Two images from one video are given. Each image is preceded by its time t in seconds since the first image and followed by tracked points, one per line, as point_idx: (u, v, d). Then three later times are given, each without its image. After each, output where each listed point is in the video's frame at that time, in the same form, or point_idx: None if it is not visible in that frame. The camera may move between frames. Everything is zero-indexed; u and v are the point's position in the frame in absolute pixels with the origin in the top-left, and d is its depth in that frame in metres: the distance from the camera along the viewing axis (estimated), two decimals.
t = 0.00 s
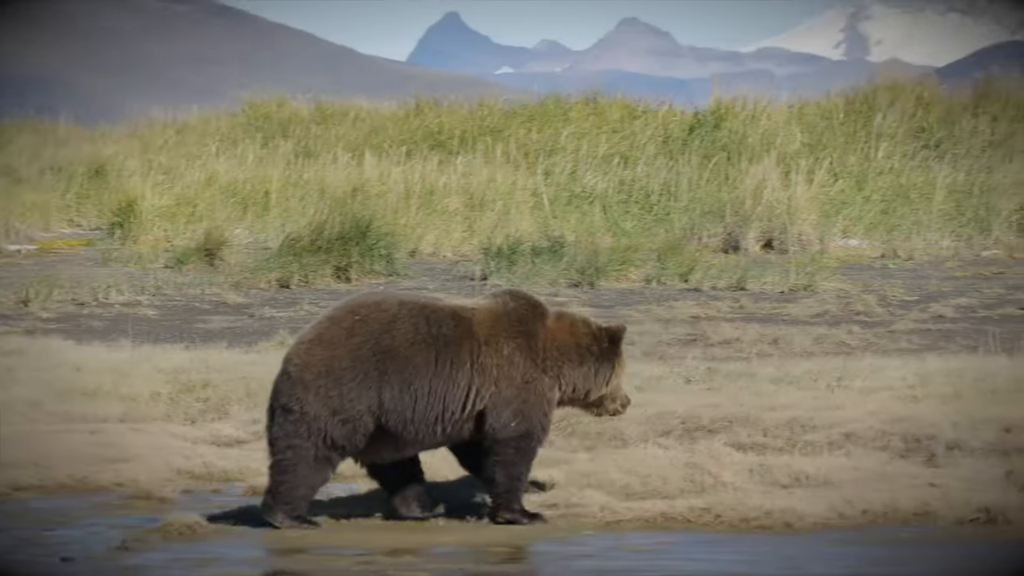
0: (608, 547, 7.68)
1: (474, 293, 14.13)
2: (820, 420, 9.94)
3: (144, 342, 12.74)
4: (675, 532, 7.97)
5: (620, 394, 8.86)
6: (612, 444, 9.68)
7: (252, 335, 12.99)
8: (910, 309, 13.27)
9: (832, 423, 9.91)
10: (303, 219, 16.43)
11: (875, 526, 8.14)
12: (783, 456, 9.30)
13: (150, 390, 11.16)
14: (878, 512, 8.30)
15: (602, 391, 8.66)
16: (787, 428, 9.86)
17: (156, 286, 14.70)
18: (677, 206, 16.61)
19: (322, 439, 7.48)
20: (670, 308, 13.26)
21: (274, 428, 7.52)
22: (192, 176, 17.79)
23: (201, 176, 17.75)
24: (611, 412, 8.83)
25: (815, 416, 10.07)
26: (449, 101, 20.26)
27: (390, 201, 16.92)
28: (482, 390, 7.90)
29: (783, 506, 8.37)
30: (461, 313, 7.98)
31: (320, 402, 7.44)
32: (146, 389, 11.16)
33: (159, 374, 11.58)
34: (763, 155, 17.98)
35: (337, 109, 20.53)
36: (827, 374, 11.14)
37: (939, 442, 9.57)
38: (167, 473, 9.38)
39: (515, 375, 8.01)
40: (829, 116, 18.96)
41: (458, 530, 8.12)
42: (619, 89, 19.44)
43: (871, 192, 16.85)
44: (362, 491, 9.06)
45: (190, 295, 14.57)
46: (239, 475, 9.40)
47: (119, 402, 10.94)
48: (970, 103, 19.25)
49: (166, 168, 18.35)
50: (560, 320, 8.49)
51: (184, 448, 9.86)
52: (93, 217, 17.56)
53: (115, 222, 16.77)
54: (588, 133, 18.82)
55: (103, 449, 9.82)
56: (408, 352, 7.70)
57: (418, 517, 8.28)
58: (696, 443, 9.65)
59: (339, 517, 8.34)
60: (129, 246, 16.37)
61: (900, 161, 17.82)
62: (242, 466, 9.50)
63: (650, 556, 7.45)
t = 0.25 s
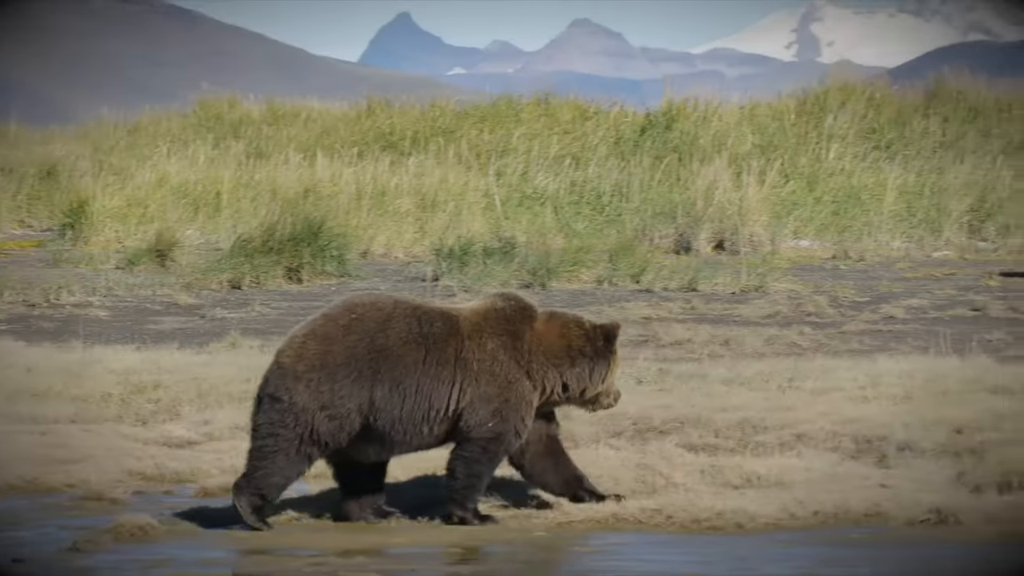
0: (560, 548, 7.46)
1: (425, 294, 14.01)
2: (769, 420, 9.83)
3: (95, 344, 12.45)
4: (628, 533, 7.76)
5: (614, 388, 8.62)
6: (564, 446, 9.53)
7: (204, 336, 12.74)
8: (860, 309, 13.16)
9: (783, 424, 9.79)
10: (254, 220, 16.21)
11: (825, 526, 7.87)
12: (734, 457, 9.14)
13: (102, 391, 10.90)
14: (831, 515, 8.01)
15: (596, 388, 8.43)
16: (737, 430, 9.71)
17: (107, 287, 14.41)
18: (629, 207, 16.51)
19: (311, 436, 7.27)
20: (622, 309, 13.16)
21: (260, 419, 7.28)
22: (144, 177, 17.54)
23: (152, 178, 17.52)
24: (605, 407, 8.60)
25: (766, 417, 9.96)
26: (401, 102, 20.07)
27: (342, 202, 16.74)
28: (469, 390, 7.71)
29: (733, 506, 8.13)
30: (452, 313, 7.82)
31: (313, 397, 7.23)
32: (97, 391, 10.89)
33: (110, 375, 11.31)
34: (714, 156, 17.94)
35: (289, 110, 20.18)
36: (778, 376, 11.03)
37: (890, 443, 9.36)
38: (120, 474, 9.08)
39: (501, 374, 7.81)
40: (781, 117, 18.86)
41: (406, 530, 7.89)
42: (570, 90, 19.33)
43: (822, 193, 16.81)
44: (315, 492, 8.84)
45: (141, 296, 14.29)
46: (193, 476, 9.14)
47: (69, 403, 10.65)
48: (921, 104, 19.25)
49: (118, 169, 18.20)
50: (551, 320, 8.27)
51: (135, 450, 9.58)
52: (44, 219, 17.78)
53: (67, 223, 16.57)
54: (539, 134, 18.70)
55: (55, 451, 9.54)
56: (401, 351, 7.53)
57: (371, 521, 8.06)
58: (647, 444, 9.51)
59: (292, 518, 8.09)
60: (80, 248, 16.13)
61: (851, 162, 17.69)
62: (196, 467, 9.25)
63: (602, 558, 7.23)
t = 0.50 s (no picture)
0: (501, 549, 7.24)
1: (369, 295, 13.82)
2: (713, 420, 9.65)
3: (37, 344, 12.08)
4: (572, 533, 7.54)
5: (615, 392, 8.12)
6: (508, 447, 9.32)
7: (148, 336, 12.41)
8: (803, 309, 13.01)
9: (726, 424, 9.59)
10: (198, 221, 15.89)
11: (767, 526, 7.68)
12: (678, 457, 8.97)
13: (45, 392, 10.53)
14: (775, 512, 7.87)
15: (593, 392, 7.97)
16: (681, 430, 9.52)
17: (50, 287, 14.04)
18: (573, 208, 16.34)
19: (325, 425, 7.07)
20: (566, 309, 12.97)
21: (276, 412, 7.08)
22: (87, 178, 17.23)
23: (95, 179, 17.20)
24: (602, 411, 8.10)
25: (710, 417, 9.76)
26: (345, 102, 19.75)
27: (286, 202, 16.46)
28: (446, 389, 7.31)
29: (677, 506, 7.91)
30: (443, 313, 7.49)
31: (325, 385, 7.05)
32: (40, 391, 10.53)
33: (54, 375, 10.95)
34: (658, 156, 17.85)
35: (233, 110, 19.47)
36: (721, 376, 10.84)
37: (834, 442, 9.20)
38: (63, 474, 8.71)
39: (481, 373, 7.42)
40: (725, 117, 18.72)
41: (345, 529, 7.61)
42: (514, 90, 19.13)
43: (766, 194, 16.71)
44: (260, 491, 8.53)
45: (84, 296, 13.91)
46: (137, 476, 8.77)
47: (10, 403, 10.26)
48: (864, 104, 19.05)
49: (62, 168, 17.87)
50: (545, 323, 7.84)
51: (80, 450, 9.20)
52: None
53: (8, 223, 16.17)
54: (484, 134, 18.48)
55: None
56: (404, 343, 7.29)
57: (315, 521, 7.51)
58: (592, 444, 9.33)
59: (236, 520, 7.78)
60: (22, 248, 15.76)
61: (795, 163, 17.67)
62: (141, 467, 8.87)
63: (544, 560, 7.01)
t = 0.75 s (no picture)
0: (451, 549, 7.06)
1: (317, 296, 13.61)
2: (661, 420, 9.41)
3: None
4: (521, 534, 7.35)
5: (605, 398, 8.14)
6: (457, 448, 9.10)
7: (96, 336, 12.10)
8: (752, 309, 12.87)
9: (676, 424, 9.38)
10: (146, 221, 15.59)
11: (716, 526, 7.48)
12: (626, 457, 8.76)
13: None
14: (725, 511, 7.66)
15: (580, 389, 8.00)
16: (630, 429, 9.32)
17: None
18: (522, 207, 16.15)
19: (331, 428, 6.91)
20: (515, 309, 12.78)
21: (279, 423, 6.90)
22: (35, 176, 16.94)
23: (43, 178, 16.89)
24: (594, 413, 8.12)
25: (659, 416, 9.53)
26: (294, 102, 19.41)
27: (234, 202, 16.19)
28: (446, 383, 7.30)
29: (626, 506, 7.69)
30: (426, 308, 7.43)
31: (325, 388, 6.88)
32: None
33: None
34: (607, 156, 17.72)
35: (181, 109, 19.38)
36: (670, 376, 10.63)
37: (782, 442, 8.93)
38: (11, 474, 8.38)
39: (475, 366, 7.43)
40: (674, 117, 18.54)
41: (288, 530, 7.38)
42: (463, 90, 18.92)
43: (715, 193, 16.62)
44: (208, 491, 8.27)
45: (32, 296, 13.57)
46: (84, 476, 8.48)
47: None
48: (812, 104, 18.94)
49: (10, 168, 17.52)
50: (526, 318, 7.83)
51: (28, 450, 8.87)
52: None
53: None
54: (432, 134, 18.26)
55: None
56: (396, 341, 7.18)
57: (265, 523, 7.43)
58: (541, 444, 9.14)
59: (185, 518, 7.56)
60: None
61: (743, 163, 17.55)
62: (88, 467, 8.57)
63: (489, 561, 6.82)
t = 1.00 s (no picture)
0: (399, 548, 6.90)
1: (261, 297, 13.39)
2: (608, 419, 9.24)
3: None
4: (468, 535, 7.19)
5: (595, 402, 8.10)
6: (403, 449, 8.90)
7: (40, 335, 11.81)
8: (698, 310, 12.77)
9: (623, 423, 9.21)
10: (92, 221, 15.31)
11: (662, 526, 7.29)
12: (572, 458, 8.59)
13: None
14: (673, 510, 7.49)
15: (575, 391, 7.97)
16: (577, 430, 9.16)
17: None
18: (467, 208, 16.00)
19: (322, 436, 6.80)
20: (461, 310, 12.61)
21: (268, 429, 6.79)
22: None
23: None
24: (588, 417, 8.10)
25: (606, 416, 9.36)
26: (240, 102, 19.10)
27: (179, 203, 15.94)
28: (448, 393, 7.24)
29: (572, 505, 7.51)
30: (419, 314, 7.30)
31: (315, 396, 6.77)
32: None
33: None
34: (553, 157, 17.60)
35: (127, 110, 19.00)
36: (617, 377, 10.44)
37: (729, 443, 8.74)
38: None
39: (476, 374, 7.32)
40: (619, 117, 18.48)
41: (227, 531, 7.15)
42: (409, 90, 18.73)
43: (660, 194, 16.56)
44: (153, 491, 8.05)
45: None
46: (29, 477, 8.24)
47: None
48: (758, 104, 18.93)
49: None
50: (524, 320, 7.74)
51: None
52: None
53: None
54: (378, 135, 18.03)
55: None
56: (387, 350, 7.08)
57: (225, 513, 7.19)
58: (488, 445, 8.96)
59: (131, 518, 7.35)
60: None
61: (688, 163, 17.54)
62: (33, 467, 8.34)
63: (436, 560, 6.65)
